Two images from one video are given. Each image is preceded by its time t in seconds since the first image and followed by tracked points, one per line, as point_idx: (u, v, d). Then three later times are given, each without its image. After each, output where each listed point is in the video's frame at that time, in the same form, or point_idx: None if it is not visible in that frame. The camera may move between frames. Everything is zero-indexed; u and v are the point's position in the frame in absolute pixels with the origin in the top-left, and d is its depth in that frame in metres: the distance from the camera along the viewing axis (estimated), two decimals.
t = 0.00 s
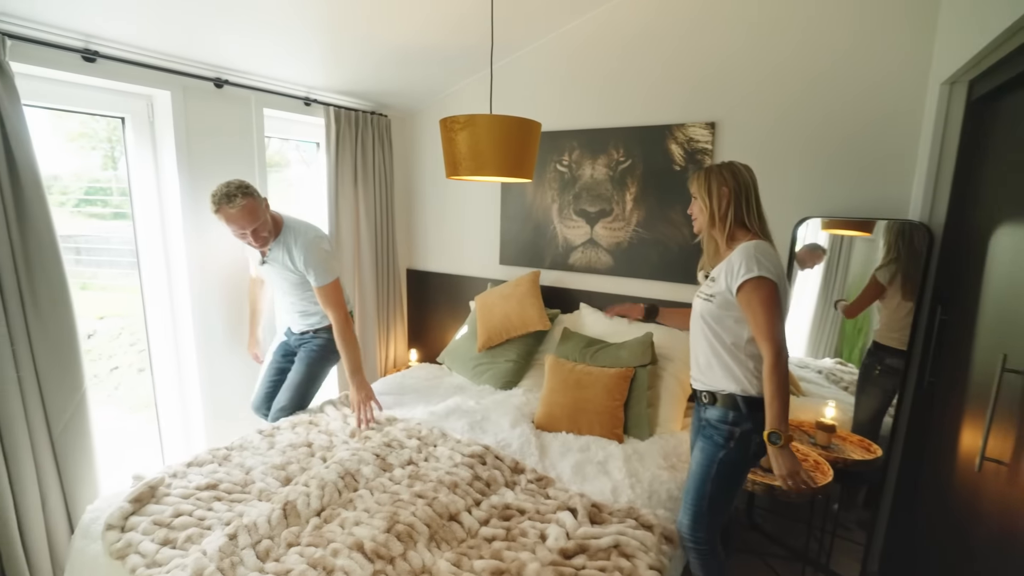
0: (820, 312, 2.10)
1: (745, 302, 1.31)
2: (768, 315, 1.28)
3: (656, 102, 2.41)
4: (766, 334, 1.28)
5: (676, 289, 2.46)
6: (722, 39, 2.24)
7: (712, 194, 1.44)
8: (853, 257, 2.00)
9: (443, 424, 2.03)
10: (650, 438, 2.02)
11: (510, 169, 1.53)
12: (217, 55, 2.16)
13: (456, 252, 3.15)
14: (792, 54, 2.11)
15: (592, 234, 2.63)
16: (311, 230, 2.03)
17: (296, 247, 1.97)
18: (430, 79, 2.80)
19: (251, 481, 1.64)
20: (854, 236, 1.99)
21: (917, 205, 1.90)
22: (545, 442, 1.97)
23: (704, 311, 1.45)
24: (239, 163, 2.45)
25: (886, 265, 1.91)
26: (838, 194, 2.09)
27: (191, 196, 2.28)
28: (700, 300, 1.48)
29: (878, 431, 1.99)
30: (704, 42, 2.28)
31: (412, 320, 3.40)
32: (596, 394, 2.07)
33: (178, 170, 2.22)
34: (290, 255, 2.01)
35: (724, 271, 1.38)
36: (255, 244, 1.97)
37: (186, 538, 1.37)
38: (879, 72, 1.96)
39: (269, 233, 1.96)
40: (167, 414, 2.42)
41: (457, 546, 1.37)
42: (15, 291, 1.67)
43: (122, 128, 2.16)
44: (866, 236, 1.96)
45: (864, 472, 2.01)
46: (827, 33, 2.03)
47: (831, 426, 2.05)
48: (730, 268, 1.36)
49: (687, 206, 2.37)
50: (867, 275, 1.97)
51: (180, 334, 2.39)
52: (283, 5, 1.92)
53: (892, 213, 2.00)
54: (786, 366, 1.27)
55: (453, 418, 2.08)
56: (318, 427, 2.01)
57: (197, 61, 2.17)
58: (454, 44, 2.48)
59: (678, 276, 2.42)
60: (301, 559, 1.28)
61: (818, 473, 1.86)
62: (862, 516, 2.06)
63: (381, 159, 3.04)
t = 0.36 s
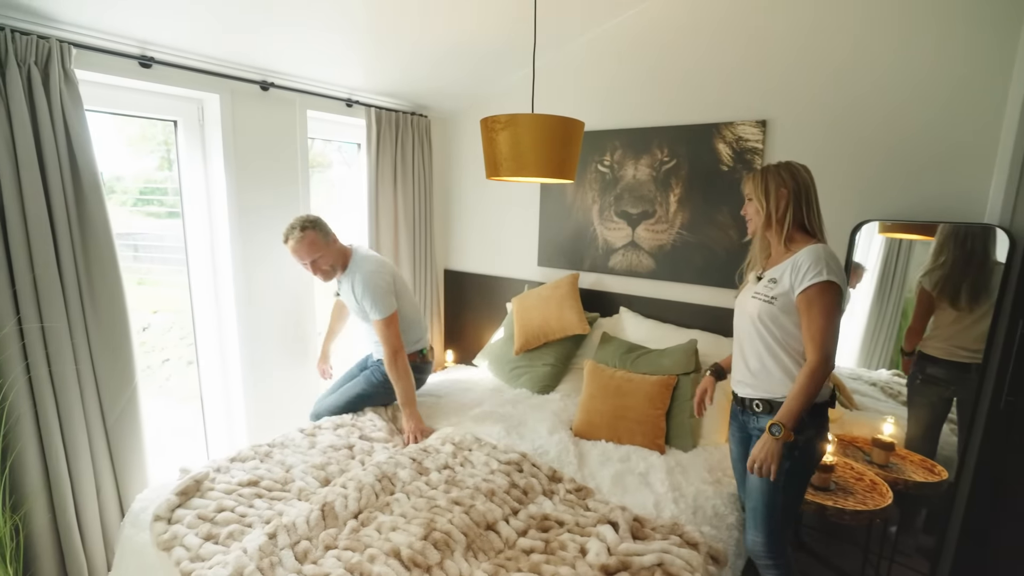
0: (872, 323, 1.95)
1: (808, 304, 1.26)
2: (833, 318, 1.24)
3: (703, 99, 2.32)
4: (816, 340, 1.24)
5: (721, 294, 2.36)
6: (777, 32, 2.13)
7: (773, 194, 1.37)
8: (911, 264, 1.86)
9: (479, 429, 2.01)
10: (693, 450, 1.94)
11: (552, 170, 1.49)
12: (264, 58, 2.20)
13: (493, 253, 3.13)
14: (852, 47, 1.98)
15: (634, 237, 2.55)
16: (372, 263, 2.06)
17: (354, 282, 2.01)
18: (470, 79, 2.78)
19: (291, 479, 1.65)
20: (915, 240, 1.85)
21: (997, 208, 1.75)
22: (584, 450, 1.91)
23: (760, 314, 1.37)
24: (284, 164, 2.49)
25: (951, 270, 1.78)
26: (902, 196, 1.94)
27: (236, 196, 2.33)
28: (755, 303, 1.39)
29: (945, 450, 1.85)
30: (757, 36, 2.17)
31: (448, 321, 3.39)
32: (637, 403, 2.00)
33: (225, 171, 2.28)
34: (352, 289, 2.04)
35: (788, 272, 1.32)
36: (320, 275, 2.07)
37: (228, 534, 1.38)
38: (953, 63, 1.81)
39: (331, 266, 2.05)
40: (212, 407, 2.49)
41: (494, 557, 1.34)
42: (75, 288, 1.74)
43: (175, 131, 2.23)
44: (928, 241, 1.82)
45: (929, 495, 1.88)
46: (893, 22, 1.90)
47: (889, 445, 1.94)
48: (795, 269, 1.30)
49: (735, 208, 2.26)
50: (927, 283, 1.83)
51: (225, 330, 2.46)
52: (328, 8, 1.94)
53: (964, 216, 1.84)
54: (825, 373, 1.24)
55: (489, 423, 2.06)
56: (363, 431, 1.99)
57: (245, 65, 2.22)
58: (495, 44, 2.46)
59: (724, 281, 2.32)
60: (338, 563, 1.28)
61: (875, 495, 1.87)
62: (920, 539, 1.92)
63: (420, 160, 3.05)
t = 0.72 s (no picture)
0: (887, 326, 1.92)
1: (830, 314, 1.24)
2: (855, 326, 1.21)
3: (715, 99, 2.28)
4: (835, 349, 1.22)
5: (732, 296, 2.33)
6: (790, 30, 2.09)
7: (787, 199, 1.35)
8: (927, 266, 1.82)
9: (486, 432, 1.99)
10: (703, 455, 1.91)
11: (562, 170, 1.47)
12: (272, 58, 2.20)
13: (500, 253, 3.11)
14: (866, 46, 1.94)
15: (643, 238, 2.52)
16: (442, 301, 2.05)
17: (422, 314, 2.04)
18: (478, 79, 2.77)
19: (300, 472, 1.64)
20: (931, 242, 1.82)
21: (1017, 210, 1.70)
22: (591, 455, 1.89)
23: (789, 326, 1.34)
24: (292, 163, 2.49)
25: (972, 274, 1.73)
26: (920, 198, 1.90)
27: (243, 196, 2.33)
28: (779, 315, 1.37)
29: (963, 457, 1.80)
30: (771, 34, 2.13)
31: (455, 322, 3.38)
32: (645, 407, 1.98)
33: (233, 171, 2.28)
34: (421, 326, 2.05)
35: (813, 281, 1.30)
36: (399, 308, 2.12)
37: (235, 527, 1.38)
38: (974, 61, 1.75)
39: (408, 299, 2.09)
40: (220, 405, 2.50)
41: (501, 563, 1.33)
42: (83, 289, 1.74)
43: (184, 130, 2.24)
44: (945, 243, 1.78)
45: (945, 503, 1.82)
46: (907, 20, 1.85)
47: (904, 452, 1.91)
48: (823, 277, 1.27)
49: (747, 209, 2.23)
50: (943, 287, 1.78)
51: (232, 328, 2.46)
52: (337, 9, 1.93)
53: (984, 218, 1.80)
54: (845, 381, 1.22)
55: (496, 425, 2.04)
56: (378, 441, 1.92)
57: (253, 65, 2.22)
58: (503, 43, 2.44)
59: (735, 283, 2.29)
60: (344, 567, 1.27)
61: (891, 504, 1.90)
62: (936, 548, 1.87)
63: (428, 160, 3.04)
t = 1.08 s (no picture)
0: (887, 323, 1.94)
1: (864, 322, 1.19)
2: (889, 337, 1.18)
3: (715, 96, 2.28)
4: (864, 359, 1.19)
5: (733, 293, 2.32)
6: (790, 27, 2.09)
7: (808, 199, 1.32)
8: (925, 265, 1.84)
9: (487, 430, 1.98)
10: (704, 452, 1.91)
11: (563, 165, 1.46)
12: (270, 55, 2.19)
13: (500, 251, 3.10)
14: (864, 43, 1.94)
15: (644, 235, 2.52)
16: (506, 307, 2.14)
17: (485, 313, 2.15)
18: (477, 76, 2.76)
19: (299, 468, 1.64)
20: (929, 239, 1.83)
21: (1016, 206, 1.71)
22: (593, 452, 1.88)
23: (818, 337, 1.28)
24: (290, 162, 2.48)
25: (999, 275, 1.70)
26: (922, 196, 1.89)
27: (241, 195, 2.31)
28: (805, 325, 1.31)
29: (963, 454, 1.80)
30: (772, 31, 2.13)
31: (454, 320, 3.37)
32: (646, 404, 1.97)
33: (230, 169, 2.26)
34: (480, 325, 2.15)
35: (842, 287, 1.25)
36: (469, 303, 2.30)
37: (233, 524, 1.37)
38: (977, 58, 1.75)
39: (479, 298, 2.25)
40: (217, 405, 2.49)
41: (503, 561, 1.32)
42: (79, 288, 1.73)
43: (181, 128, 2.23)
44: (943, 240, 1.80)
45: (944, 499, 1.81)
46: (907, 17, 1.86)
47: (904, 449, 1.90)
48: (852, 283, 1.23)
49: (747, 206, 2.22)
50: (944, 284, 1.80)
51: (230, 327, 2.45)
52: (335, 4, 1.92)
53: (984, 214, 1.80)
54: (876, 393, 1.19)
55: (497, 423, 2.03)
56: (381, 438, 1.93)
57: (251, 61, 2.21)
58: (502, 41, 2.43)
59: (736, 280, 2.29)
60: (345, 565, 1.26)
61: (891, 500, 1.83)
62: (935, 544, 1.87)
63: (427, 157, 3.02)
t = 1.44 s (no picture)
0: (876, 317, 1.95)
1: (879, 326, 1.17)
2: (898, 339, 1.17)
3: (705, 91, 2.29)
4: (879, 363, 1.17)
5: (723, 288, 2.33)
6: (780, 22, 2.09)
7: (793, 193, 1.28)
8: (914, 260, 1.85)
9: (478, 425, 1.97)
10: (695, 446, 1.91)
11: (552, 157, 1.45)
12: (258, 49, 2.17)
13: (491, 247, 3.09)
14: (852, 38, 1.96)
15: (634, 230, 2.52)
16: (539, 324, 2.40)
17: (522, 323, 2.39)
18: (468, 72, 2.75)
19: (287, 462, 1.62)
20: (917, 234, 1.84)
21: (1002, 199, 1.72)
22: (583, 446, 1.88)
23: (826, 341, 1.23)
24: (279, 157, 2.46)
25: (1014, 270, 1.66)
26: (908, 187, 1.91)
27: (229, 191, 2.29)
28: (811, 331, 1.24)
29: (950, 446, 1.82)
30: (762, 25, 2.13)
31: (445, 317, 3.36)
32: (636, 399, 1.97)
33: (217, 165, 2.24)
34: (513, 332, 2.38)
35: (844, 287, 1.20)
36: (492, 306, 2.52)
37: (220, 519, 1.35)
38: (962, 50, 1.77)
39: (503, 303, 2.49)
40: (206, 402, 2.47)
41: (492, 555, 1.31)
42: (62, 284, 1.71)
43: (167, 122, 2.20)
44: (932, 235, 1.81)
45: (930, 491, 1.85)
46: (895, 12, 1.87)
47: (893, 441, 1.92)
48: (853, 281, 1.19)
49: (737, 200, 2.23)
50: (932, 279, 1.81)
51: (219, 324, 2.43)
52: None
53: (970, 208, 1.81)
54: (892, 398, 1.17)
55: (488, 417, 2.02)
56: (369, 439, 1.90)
57: (239, 55, 2.19)
58: (492, 36, 2.43)
59: (726, 274, 2.29)
60: (332, 559, 1.25)
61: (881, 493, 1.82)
62: (922, 535, 1.90)
63: (418, 153, 3.01)
